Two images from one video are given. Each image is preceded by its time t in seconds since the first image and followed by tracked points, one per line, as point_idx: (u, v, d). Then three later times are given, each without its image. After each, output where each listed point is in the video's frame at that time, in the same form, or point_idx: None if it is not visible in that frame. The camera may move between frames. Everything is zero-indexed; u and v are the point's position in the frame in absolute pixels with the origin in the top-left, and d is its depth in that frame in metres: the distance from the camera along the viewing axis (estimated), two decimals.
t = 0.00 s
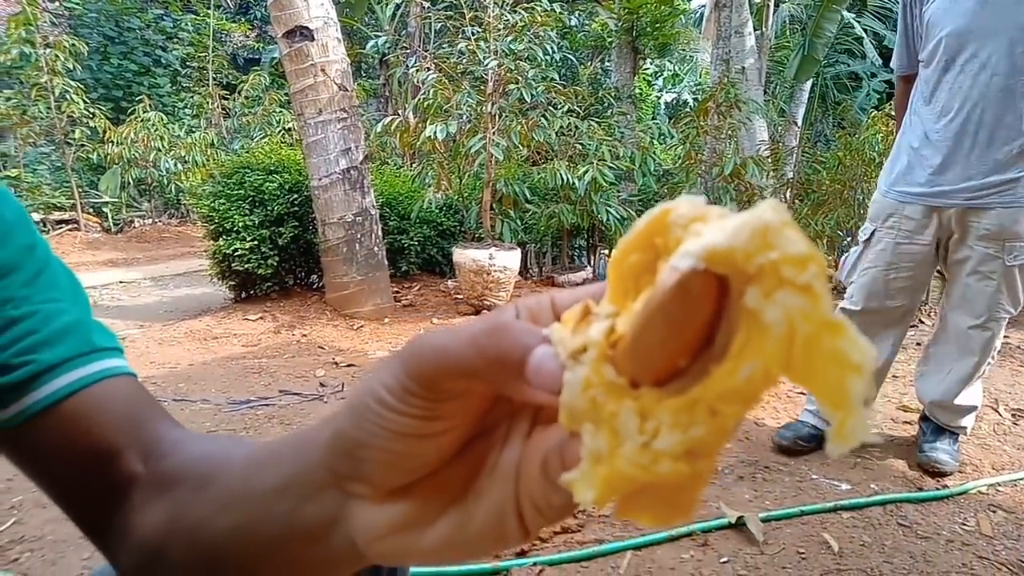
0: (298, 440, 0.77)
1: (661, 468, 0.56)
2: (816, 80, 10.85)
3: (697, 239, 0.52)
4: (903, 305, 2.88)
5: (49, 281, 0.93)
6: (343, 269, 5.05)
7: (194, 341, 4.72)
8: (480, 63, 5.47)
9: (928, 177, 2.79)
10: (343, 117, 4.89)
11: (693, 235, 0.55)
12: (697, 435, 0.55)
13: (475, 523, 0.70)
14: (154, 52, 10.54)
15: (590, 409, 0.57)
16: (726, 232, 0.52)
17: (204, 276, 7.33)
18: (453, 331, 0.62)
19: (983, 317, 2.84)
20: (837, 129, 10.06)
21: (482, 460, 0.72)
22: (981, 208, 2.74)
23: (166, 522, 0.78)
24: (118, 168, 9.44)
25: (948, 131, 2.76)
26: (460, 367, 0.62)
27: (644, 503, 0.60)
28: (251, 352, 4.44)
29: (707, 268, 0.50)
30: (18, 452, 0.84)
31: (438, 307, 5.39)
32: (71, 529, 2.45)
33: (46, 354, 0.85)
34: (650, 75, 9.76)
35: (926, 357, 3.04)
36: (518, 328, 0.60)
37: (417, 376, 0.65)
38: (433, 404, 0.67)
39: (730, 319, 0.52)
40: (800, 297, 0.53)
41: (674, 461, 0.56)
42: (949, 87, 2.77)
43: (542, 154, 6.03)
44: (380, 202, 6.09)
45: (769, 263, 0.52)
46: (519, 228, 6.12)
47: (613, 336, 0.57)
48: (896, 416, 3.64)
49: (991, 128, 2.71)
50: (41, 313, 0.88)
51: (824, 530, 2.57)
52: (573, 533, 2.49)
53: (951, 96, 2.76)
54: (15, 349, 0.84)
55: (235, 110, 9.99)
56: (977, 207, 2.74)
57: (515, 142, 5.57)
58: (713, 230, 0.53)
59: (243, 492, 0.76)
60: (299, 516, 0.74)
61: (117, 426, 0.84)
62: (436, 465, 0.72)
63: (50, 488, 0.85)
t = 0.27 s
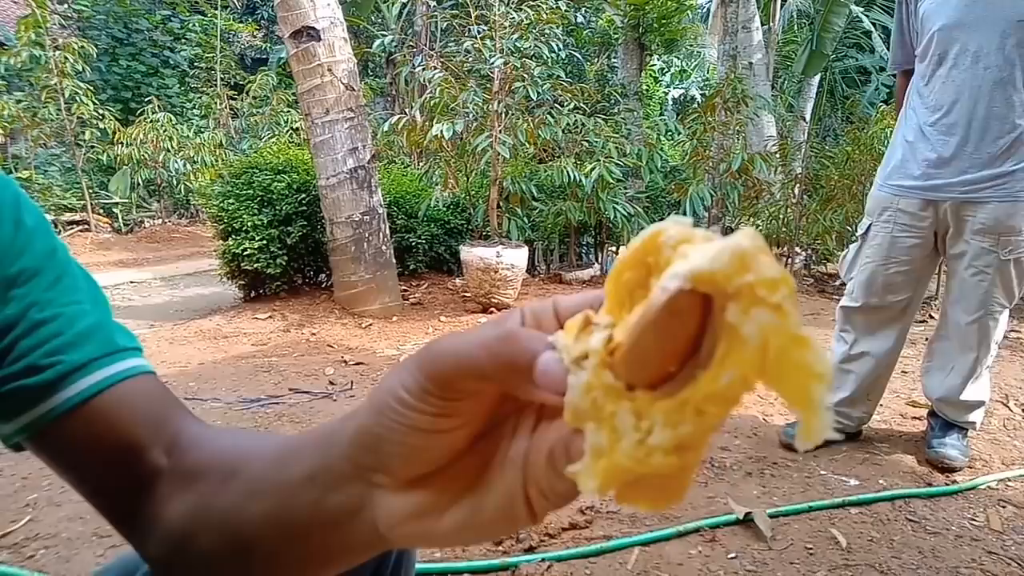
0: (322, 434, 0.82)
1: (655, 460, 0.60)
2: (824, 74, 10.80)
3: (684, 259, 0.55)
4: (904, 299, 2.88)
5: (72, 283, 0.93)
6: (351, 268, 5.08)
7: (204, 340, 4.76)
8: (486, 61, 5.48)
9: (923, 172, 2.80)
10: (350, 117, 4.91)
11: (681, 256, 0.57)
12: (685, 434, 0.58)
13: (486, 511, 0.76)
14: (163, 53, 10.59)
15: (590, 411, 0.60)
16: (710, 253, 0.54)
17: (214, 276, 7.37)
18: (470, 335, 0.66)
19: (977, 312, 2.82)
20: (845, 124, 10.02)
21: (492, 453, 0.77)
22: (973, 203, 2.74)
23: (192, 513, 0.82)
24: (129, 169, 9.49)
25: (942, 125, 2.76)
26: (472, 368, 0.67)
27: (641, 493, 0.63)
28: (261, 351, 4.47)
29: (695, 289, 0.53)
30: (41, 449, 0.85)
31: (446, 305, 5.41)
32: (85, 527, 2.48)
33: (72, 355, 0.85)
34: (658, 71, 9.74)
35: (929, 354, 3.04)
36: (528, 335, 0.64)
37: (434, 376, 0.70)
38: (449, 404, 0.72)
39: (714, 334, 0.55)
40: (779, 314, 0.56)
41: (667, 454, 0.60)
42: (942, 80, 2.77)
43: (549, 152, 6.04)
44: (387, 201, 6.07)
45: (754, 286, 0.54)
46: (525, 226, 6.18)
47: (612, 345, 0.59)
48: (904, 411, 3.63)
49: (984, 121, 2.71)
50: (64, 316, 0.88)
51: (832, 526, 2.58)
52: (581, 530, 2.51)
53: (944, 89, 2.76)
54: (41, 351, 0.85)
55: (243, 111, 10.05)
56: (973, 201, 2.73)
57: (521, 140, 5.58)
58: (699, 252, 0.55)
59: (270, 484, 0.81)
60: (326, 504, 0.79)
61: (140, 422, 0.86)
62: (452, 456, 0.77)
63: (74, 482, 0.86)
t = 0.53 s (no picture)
0: (331, 426, 0.83)
1: (640, 447, 0.65)
2: (830, 74, 10.78)
3: (666, 268, 0.62)
4: (901, 300, 2.89)
5: (82, 277, 0.93)
6: (356, 267, 5.10)
7: (209, 339, 4.78)
8: (490, 61, 5.50)
9: (920, 170, 2.80)
10: (355, 116, 4.93)
11: (665, 265, 0.64)
12: (668, 423, 0.64)
13: (487, 497, 0.78)
14: (169, 52, 10.63)
15: (583, 401, 0.65)
16: (689, 262, 0.61)
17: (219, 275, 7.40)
18: (473, 334, 0.70)
19: (972, 313, 2.82)
20: (851, 123, 10.00)
21: (492, 443, 0.79)
22: (970, 203, 2.74)
23: (205, 502, 0.85)
24: (135, 168, 9.52)
25: (940, 123, 2.77)
26: (476, 364, 0.70)
27: (626, 478, 0.68)
28: (266, 349, 4.49)
29: (676, 292, 0.59)
30: (55, 445, 0.86)
31: (450, 304, 5.43)
32: (91, 523, 2.50)
33: (86, 353, 0.86)
34: (663, 70, 9.73)
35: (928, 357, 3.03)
36: (526, 333, 0.69)
37: (439, 371, 0.72)
38: (453, 397, 0.74)
39: (692, 333, 0.62)
40: (748, 316, 0.63)
41: (651, 439, 0.65)
42: (940, 78, 2.77)
43: (553, 152, 6.06)
44: (392, 201, 6.08)
45: (731, 290, 0.62)
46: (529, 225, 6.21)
47: (603, 343, 0.65)
48: (907, 412, 3.63)
49: (981, 118, 2.71)
50: (79, 315, 0.88)
51: (833, 525, 2.58)
52: (583, 528, 2.52)
53: (942, 87, 2.76)
54: (57, 349, 0.85)
55: (249, 110, 10.10)
56: (971, 200, 2.74)
57: (525, 140, 5.60)
58: (680, 261, 0.62)
59: (280, 473, 0.83)
60: (335, 492, 0.81)
61: (151, 417, 0.87)
62: (455, 445, 0.79)
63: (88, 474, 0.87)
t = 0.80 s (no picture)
0: (346, 422, 0.86)
1: (628, 442, 0.69)
2: (847, 72, 10.70)
3: (654, 279, 0.66)
4: (920, 300, 2.88)
5: (109, 277, 0.96)
6: (371, 267, 5.14)
7: (227, 338, 4.84)
8: (505, 61, 5.53)
9: (939, 170, 2.79)
10: (370, 117, 4.97)
11: (652, 276, 0.68)
12: (654, 420, 0.68)
13: (491, 484, 0.79)
14: (187, 55, 10.74)
15: (578, 399, 0.69)
16: (674, 274, 0.66)
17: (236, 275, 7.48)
18: (479, 335, 0.73)
19: (992, 312, 2.80)
20: (868, 121, 9.93)
21: (497, 438, 0.80)
22: (992, 202, 2.73)
23: (228, 494, 0.88)
24: (154, 169, 9.64)
25: (959, 122, 2.76)
26: (483, 365, 0.73)
27: (617, 470, 0.72)
28: (282, 348, 4.54)
29: (661, 302, 0.64)
30: (84, 440, 0.90)
31: (464, 304, 5.46)
32: (111, 519, 2.55)
33: (113, 354, 0.89)
34: (678, 69, 9.72)
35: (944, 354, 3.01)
36: (530, 336, 0.73)
37: (449, 369, 0.75)
38: (461, 393, 0.77)
39: (676, 339, 0.67)
40: (727, 325, 0.67)
41: (638, 435, 0.69)
42: (958, 76, 2.76)
43: (567, 151, 6.07)
44: (407, 201, 6.15)
45: (710, 301, 0.66)
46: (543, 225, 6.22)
47: (597, 347, 0.69)
48: (923, 412, 3.61)
49: (1001, 116, 2.70)
50: (106, 316, 0.92)
51: (846, 525, 2.58)
52: (595, 526, 2.53)
53: (960, 85, 2.76)
54: (87, 350, 0.89)
55: (265, 111, 10.21)
56: (992, 199, 2.72)
57: (539, 140, 5.62)
58: (666, 273, 0.67)
59: (298, 466, 0.86)
60: (350, 483, 0.84)
61: (175, 414, 0.90)
62: (463, 439, 0.81)
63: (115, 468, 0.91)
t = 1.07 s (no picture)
0: (345, 422, 0.89)
1: (602, 430, 0.73)
2: (852, 74, 10.70)
3: (625, 278, 0.71)
4: (927, 306, 2.90)
5: (120, 287, 0.98)
6: (376, 271, 5.18)
7: (234, 343, 4.88)
8: (508, 66, 5.56)
9: (954, 177, 2.80)
10: (375, 123, 5.01)
11: (624, 276, 0.72)
12: (626, 410, 0.72)
13: (481, 477, 0.80)
14: (194, 61, 10.82)
15: (556, 392, 0.73)
16: (643, 274, 0.70)
17: (243, 280, 7.53)
18: (468, 335, 0.77)
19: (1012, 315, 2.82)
20: (873, 123, 9.93)
21: (487, 433, 0.82)
22: (1008, 208, 2.75)
23: (235, 493, 0.90)
24: (161, 175, 9.70)
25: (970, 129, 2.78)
26: (472, 362, 0.76)
27: (592, 458, 0.76)
28: (289, 353, 4.58)
29: (630, 299, 0.68)
30: (96, 445, 0.92)
31: (469, 308, 5.49)
32: (120, 522, 2.59)
33: (125, 362, 0.92)
34: (683, 72, 9.75)
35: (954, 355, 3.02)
36: (512, 336, 0.77)
37: (440, 367, 0.78)
38: (453, 391, 0.79)
39: (645, 335, 0.71)
40: (691, 321, 0.71)
41: (611, 424, 0.73)
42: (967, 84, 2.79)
43: (571, 155, 6.09)
44: (412, 205, 6.19)
45: (675, 298, 0.70)
46: (548, 229, 6.25)
47: (574, 343, 0.73)
48: (927, 414, 3.62)
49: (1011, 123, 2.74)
50: (118, 326, 0.94)
51: (848, 527, 2.59)
52: (598, 529, 2.55)
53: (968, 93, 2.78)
54: (100, 358, 0.91)
55: (271, 117, 10.28)
56: (1005, 205, 2.75)
57: (543, 144, 5.65)
58: (636, 273, 0.71)
59: (300, 465, 0.89)
60: (348, 480, 0.86)
61: (185, 419, 0.93)
62: (455, 436, 0.83)
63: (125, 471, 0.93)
